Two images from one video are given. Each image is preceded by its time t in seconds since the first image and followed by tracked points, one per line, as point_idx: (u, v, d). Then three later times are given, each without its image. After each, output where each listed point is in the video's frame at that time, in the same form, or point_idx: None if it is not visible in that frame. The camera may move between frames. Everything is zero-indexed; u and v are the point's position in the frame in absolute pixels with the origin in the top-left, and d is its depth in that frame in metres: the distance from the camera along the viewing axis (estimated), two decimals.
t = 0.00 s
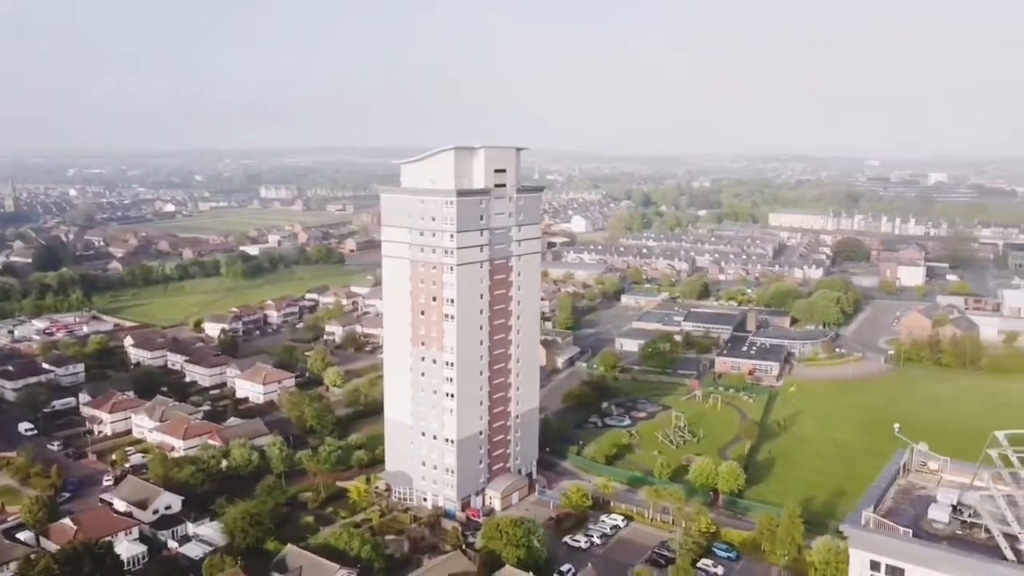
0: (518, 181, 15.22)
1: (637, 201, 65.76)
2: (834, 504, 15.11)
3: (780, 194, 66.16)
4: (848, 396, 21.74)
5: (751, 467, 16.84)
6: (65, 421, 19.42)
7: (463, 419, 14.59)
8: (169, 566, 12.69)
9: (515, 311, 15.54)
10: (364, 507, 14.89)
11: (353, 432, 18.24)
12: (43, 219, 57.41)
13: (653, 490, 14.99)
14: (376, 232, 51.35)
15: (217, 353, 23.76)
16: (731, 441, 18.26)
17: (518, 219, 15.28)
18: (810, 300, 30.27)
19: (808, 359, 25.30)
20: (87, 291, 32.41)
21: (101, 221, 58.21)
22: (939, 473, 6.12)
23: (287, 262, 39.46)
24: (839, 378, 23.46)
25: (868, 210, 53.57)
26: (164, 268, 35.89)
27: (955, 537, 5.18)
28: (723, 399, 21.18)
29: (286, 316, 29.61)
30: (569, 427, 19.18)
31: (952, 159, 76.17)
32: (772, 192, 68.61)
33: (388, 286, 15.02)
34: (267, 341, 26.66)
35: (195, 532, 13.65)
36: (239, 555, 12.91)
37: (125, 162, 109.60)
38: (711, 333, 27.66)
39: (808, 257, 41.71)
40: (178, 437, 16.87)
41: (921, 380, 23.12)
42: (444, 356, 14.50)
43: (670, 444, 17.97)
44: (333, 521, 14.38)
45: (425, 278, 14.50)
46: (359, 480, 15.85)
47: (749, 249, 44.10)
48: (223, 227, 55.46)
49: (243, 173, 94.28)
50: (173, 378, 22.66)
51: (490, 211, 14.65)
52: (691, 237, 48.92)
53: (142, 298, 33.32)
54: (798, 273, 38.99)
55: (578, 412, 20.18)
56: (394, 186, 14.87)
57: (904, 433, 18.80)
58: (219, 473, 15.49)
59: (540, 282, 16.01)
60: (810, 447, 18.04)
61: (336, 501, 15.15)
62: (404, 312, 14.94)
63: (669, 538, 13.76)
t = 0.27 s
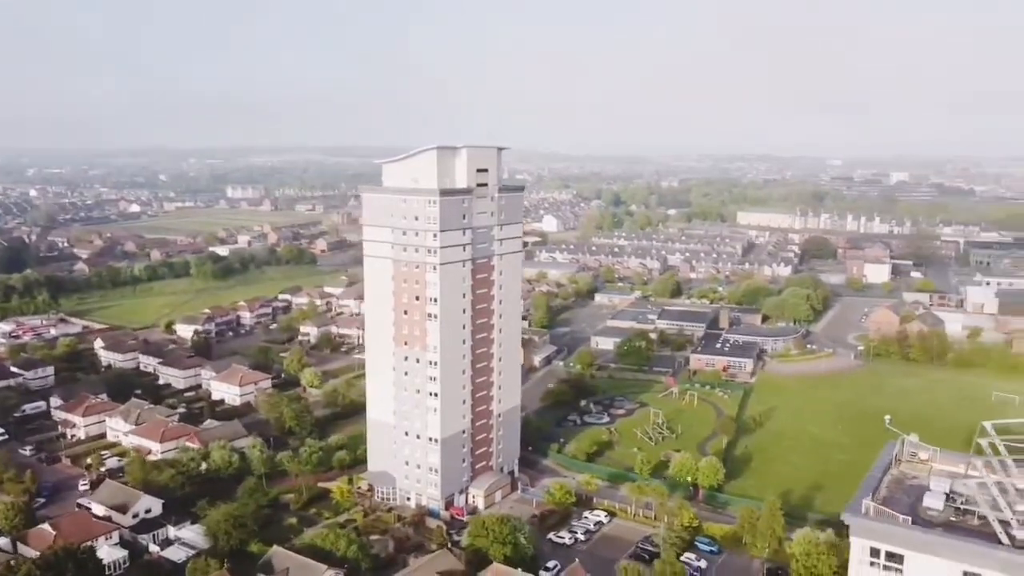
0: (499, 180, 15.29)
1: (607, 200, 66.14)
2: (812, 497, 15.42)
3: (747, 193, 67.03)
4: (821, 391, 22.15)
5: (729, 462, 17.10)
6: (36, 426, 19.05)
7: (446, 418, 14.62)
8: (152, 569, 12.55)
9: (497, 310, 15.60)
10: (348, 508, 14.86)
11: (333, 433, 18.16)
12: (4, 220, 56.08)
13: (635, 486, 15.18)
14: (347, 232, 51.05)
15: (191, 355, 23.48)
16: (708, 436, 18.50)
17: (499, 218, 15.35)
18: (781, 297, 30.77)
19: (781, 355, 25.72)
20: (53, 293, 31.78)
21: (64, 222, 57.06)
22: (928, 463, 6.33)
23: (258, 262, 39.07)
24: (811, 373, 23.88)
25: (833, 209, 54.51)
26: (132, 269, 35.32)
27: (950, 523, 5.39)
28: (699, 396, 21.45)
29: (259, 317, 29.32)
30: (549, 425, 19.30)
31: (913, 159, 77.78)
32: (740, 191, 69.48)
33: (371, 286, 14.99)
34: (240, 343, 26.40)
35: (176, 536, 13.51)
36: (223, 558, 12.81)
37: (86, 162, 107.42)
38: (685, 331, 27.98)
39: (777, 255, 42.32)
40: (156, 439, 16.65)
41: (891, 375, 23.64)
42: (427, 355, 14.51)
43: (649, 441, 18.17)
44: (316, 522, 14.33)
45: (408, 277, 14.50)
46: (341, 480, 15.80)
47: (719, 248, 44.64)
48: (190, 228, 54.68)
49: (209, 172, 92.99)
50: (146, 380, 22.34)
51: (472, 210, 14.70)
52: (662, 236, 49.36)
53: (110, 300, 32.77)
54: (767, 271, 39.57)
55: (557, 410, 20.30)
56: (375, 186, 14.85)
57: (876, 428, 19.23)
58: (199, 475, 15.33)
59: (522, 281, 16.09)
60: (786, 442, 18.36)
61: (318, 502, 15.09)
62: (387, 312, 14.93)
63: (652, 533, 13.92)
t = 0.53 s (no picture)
0: (480, 180, 15.32)
1: (582, 200, 66.44)
2: (791, 492, 15.64)
3: (720, 193, 67.72)
4: (796, 388, 22.45)
5: (709, 459, 17.27)
6: (8, 430, 18.71)
7: (429, 418, 14.60)
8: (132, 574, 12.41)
9: (478, 310, 15.62)
10: (330, 509, 14.79)
11: (313, 434, 18.06)
12: None
13: (616, 484, 15.27)
14: (322, 232, 50.75)
15: (166, 357, 23.20)
16: (687, 434, 18.68)
17: (480, 218, 15.37)
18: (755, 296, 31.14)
19: (756, 353, 26.01)
20: (22, 295, 31.20)
21: (31, 223, 56.00)
22: (911, 455, 6.45)
23: (232, 263, 38.68)
24: (786, 371, 24.19)
25: (805, 209, 55.28)
26: (103, 270, 34.80)
27: (936, 513, 5.52)
28: (677, 394, 21.64)
29: (235, 319, 29.04)
30: (529, 424, 19.35)
31: (881, 159, 79.10)
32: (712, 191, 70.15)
33: (352, 286, 14.95)
34: (216, 344, 26.13)
35: (156, 540, 13.37)
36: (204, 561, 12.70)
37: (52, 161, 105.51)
38: (662, 330, 28.20)
39: (750, 254, 42.81)
40: (133, 443, 16.44)
41: (864, 371, 24.03)
42: (409, 355, 14.49)
43: (629, 439, 18.29)
44: (298, 524, 14.25)
45: (390, 277, 14.47)
46: (323, 482, 15.72)
47: (693, 247, 45.02)
48: (162, 228, 53.96)
49: (179, 171, 91.79)
50: (120, 383, 22.04)
51: (454, 210, 14.71)
52: (637, 235, 49.66)
53: (81, 302, 32.25)
54: (741, 270, 40.00)
55: (537, 409, 20.37)
56: (356, 186, 14.80)
57: (852, 424, 19.54)
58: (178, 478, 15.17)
59: (503, 281, 16.12)
60: (763, 438, 18.59)
61: (300, 503, 15.00)
62: (368, 313, 14.89)
63: (634, 530, 14.04)
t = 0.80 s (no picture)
0: (459, 179, 15.32)
1: (555, 200, 66.65)
2: (767, 487, 15.86)
3: (691, 192, 68.36)
4: (770, 385, 22.76)
5: (686, 455, 17.46)
6: None
7: (409, 418, 14.58)
8: None
9: (458, 309, 15.64)
10: (309, 510, 14.72)
11: (290, 436, 17.94)
12: None
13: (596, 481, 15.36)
14: (294, 232, 50.35)
15: (138, 360, 22.88)
16: (664, 431, 18.85)
17: (459, 217, 15.39)
18: (729, 294, 31.50)
19: (730, 350, 26.32)
20: None
21: None
22: (893, 448, 6.61)
23: (204, 264, 38.22)
24: (760, 368, 24.50)
25: (774, 208, 55.96)
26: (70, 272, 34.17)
27: (919, 503, 5.71)
28: (653, 391, 21.82)
29: (208, 320, 28.70)
30: (507, 424, 19.40)
31: (848, 160, 80.30)
32: (683, 190, 70.74)
33: (330, 287, 14.88)
34: (189, 346, 25.83)
35: (134, 544, 13.19)
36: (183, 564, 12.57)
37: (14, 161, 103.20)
38: (637, 328, 28.41)
39: (722, 253, 43.28)
40: (107, 446, 16.21)
41: (836, 368, 24.42)
42: (389, 355, 14.46)
43: (607, 437, 18.42)
44: (278, 526, 14.16)
45: (369, 277, 14.43)
46: (302, 484, 15.62)
47: (666, 246, 45.39)
48: (129, 229, 53.09)
49: (146, 171, 90.35)
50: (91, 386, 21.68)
51: (432, 210, 14.70)
52: (610, 234, 49.91)
53: (48, 304, 31.65)
54: (714, 268, 40.41)
55: (515, 408, 20.42)
56: (334, 186, 14.74)
57: (825, 419, 19.86)
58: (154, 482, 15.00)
59: (481, 280, 16.15)
60: (738, 435, 18.83)
61: (279, 505, 14.91)
62: (347, 313, 14.83)
63: (614, 528, 14.15)
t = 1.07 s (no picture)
0: (421, 178, 15.31)
1: (507, 199, 66.80)
2: (726, 478, 16.28)
3: (640, 192, 69.20)
4: (724, 380, 23.28)
5: (647, 449, 17.76)
6: None
7: (374, 418, 14.53)
8: None
9: (421, 308, 15.63)
10: (273, 514, 14.55)
11: (250, 439, 17.69)
12: None
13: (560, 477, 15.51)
14: (243, 233, 49.44)
15: (87, 364, 22.25)
16: (624, 426, 19.13)
17: (422, 217, 15.38)
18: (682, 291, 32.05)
19: (685, 346, 26.79)
20: None
21: None
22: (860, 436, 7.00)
23: (150, 266, 37.30)
24: (715, 363, 25.02)
25: (723, 207, 57.03)
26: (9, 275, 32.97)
27: (891, 488, 6.25)
28: (612, 388, 22.11)
29: (157, 323, 28.05)
30: (469, 423, 19.44)
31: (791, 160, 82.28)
32: (633, 189, 71.57)
33: (291, 288, 14.73)
34: (139, 350, 25.21)
35: (93, 553, 12.88)
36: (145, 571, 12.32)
37: None
38: (593, 326, 28.72)
39: (673, 251, 43.95)
40: (59, 453, 15.75)
41: (787, 362, 25.08)
42: (353, 356, 14.39)
43: (569, 433, 18.61)
44: (241, 530, 13.98)
45: (332, 277, 14.33)
46: (264, 487, 15.43)
47: (618, 245, 45.92)
48: (69, 230, 51.48)
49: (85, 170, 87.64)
50: (38, 392, 21.02)
51: (396, 209, 14.68)
52: (563, 233, 50.22)
53: None
54: (665, 266, 41.04)
55: (476, 407, 20.47)
56: (295, 185, 14.58)
57: (779, 412, 20.42)
58: (111, 489, 14.65)
59: (444, 280, 16.16)
60: (697, 428, 19.22)
61: (241, 509, 14.70)
62: (309, 313, 14.69)
63: (579, 523, 14.33)
